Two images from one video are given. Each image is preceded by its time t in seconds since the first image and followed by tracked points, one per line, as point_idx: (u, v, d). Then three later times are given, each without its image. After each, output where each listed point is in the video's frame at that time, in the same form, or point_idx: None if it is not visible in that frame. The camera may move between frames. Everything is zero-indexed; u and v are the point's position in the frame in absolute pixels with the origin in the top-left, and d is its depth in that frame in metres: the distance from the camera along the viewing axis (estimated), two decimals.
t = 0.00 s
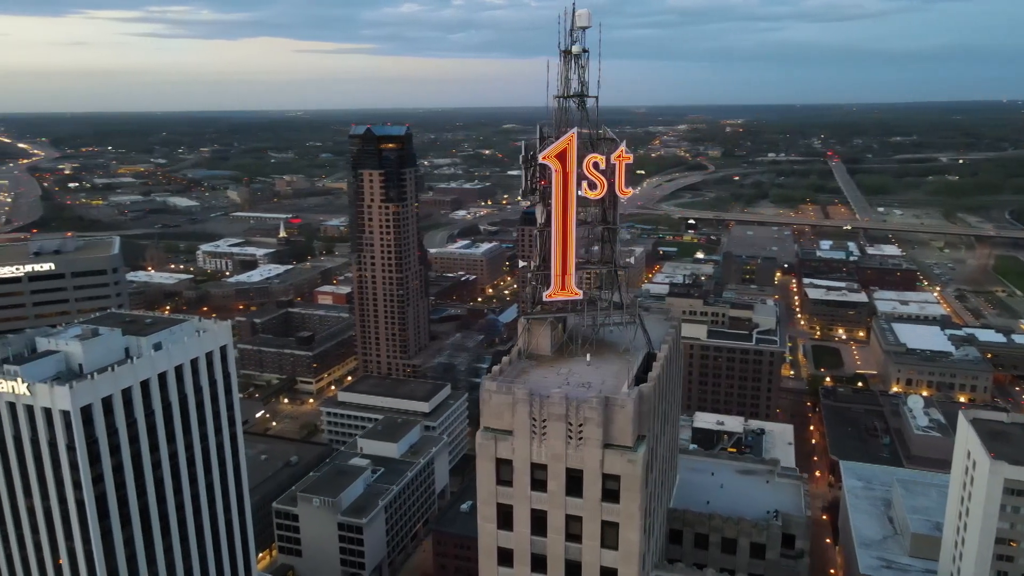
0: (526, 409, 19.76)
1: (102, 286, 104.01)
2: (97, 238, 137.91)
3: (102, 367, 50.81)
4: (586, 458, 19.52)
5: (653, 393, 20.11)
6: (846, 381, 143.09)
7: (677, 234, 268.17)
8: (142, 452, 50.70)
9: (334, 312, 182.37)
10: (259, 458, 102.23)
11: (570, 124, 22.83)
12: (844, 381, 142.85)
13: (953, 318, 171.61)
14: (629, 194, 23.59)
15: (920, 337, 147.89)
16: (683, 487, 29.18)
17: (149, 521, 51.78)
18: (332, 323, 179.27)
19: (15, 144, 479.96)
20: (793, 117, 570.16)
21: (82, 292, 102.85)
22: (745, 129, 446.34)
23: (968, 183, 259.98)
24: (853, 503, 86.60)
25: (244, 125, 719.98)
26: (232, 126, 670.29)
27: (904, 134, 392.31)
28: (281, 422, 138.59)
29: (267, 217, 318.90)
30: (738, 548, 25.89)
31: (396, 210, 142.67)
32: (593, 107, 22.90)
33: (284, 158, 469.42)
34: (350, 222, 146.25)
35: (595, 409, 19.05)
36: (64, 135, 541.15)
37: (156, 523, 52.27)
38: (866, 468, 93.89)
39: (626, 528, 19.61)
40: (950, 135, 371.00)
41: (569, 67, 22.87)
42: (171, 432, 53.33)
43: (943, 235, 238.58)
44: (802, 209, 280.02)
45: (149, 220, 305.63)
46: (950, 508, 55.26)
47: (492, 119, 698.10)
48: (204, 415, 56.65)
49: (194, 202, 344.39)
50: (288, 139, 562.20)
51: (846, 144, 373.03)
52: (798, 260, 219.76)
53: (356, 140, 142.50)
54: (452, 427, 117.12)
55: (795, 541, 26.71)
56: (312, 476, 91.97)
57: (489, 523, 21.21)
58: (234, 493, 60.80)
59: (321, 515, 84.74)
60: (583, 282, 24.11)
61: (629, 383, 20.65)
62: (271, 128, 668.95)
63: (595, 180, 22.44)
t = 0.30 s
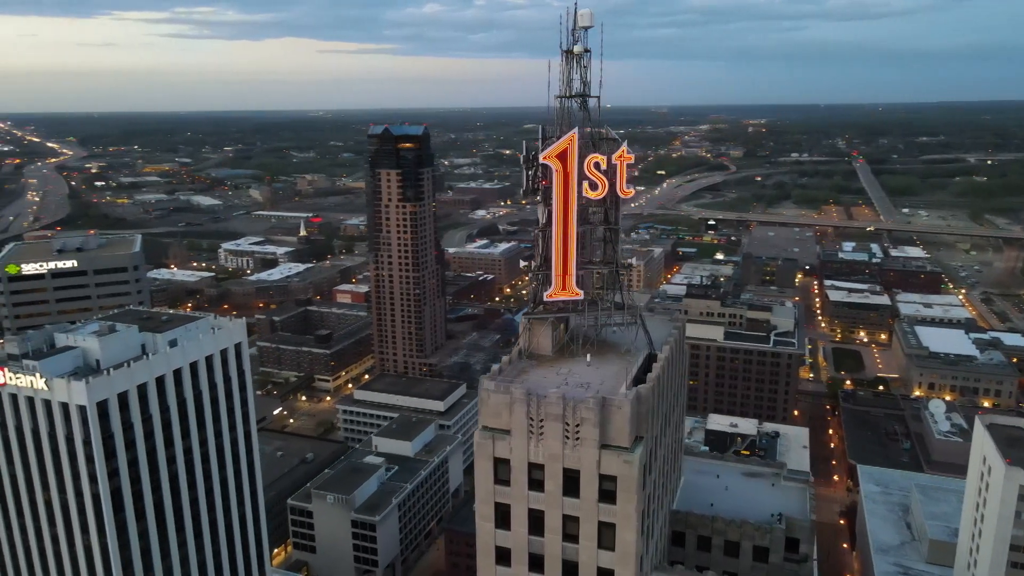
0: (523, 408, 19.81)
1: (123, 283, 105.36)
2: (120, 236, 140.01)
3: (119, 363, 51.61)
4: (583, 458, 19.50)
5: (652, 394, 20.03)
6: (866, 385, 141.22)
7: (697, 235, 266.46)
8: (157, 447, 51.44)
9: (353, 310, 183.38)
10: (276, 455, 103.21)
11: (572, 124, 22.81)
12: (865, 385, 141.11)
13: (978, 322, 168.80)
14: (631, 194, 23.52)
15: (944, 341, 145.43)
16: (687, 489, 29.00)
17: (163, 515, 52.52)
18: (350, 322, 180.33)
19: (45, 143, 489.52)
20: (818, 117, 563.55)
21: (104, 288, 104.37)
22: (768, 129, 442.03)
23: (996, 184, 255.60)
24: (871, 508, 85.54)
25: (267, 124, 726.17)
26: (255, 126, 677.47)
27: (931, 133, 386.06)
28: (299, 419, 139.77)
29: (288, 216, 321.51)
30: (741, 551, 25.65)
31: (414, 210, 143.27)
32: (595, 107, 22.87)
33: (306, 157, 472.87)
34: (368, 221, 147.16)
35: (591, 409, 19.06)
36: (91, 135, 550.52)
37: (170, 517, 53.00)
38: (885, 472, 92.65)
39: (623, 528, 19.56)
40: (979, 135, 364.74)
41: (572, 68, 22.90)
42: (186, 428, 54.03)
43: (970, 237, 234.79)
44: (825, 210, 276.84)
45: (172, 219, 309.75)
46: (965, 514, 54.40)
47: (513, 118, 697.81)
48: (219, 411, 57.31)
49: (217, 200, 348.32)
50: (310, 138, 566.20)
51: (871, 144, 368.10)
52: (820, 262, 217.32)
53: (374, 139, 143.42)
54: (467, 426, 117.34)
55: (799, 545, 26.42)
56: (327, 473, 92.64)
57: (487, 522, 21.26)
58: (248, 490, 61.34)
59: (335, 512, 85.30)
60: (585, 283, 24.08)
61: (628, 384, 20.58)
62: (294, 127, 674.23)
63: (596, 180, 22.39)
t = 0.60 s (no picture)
0: (520, 408, 19.86)
1: (144, 281, 106.95)
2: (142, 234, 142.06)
3: (135, 359, 52.40)
4: (580, 459, 19.50)
5: (650, 395, 19.99)
6: (887, 389, 139.25)
7: (718, 236, 264.43)
8: (171, 442, 52.14)
9: (371, 309, 184.36)
10: (292, 451, 104.17)
11: (574, 124, 22.81)
12: (886, 388, 139.25)
13: (1004, 325, 165.85)
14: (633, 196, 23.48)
15: (969, 345, 142.99)
16: (692, 491, 28.80)
17: (178, 509, 53.28)
18: (368, 320, 181.26)
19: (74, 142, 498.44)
20: (844, 116, 556.51)
21: (125, 285, 106.05)
22: (792, 128, 437.48)
23: None
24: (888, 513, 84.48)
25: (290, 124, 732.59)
26: (279, 126, 683.94)
27: (960, 133, 379.67)
28: (316, 417, 140.96)
29: (309, 214, 324.08)
30: (743, 554, 25.48)
31: (431, 209, 143.80)
32: (597, 107, 22.86)
33: (328, 157, 476.28)
34: (385, 221, 147.94)
35: (588, 410, 19.03)
36: (119, 134, 559.52)
37: (184, 511, 53.72)
38: (904, 477, 91.46)
39: (619, 530, 19.49)
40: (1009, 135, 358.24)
41: (573, 68, 22.90)
42: (201, 424, 54.73)
43: (998, 239, 230.86)
44: (849, 210, 273.56)
45: (196, 217, 313.70)
46: (982, 519, 53.58)
47: (534, 118, 697.20)
48: (233, 408, 57.94)
49: (240, 199, 352.13)
50: (332, 138, 570.17)
51: (897, 145, 362.92)
52: (842, 263, 214.71)
53: (392, 139, 144.20)
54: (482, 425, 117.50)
55: (804, 549, 26.09)
56: (341, 470, 93.35)
57: (485, 522, 21.31)
58: (262, 486, 61.97)
59: (349, 509, 85.88)
60: (586, 283, 24.12)
61: (627, 384, 20.53)
62: (316, 126, 679.21)
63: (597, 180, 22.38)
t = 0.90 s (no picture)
0: (517, 408, 19.89)
1: (163, 278, 108.56)
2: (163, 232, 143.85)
3: (151, 356, 53.16)
4: (576, 459, 19.47)
5: (647, 396, 19.94)
6: (909, 393, 137.42)
7: (738, 237, 261.83)
8: (186, 438, 52.82)
9: (388, 308, 185.09)
10: (307, 448, 105.03)
11: (575, 123, 22.87)
12: (908, 392, 137.36)
13: None
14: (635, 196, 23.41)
15: (994, 349, 140.44)
16: (696, 493, 28.57)
17: (192, 504, 54.01)
18: (386, 319, 182.16)
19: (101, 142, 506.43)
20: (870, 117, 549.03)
21: (145, 283, 107.70)
22: (816, 128, 432.58)
23: None
24: (906, 518, 83.32)
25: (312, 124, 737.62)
26: (301, 125, 689.41)
27: (989, 134, 373.31)
28: (332, 415, 141.80)
29: (330, 213, 326.33)
30: (747, 557, 25.23)
31: (448, 209, 144.23)
32: (599, 106, 22.84)
33: (349, 156, 479.12)
34: (403, 220, 148.59)
35: (584, 410, 19.01)
36: (144, 134, 567.50)
37: (198, 506, 54.41)
38: (923, 482, 90.19)
39: (615, 530, 19.45)
40: None
41: (575, 68, 22.95)
42: (215, 420, 55.36)
43: None
44: (873, 212, 270.13)
45: (218, 216, 317.30)
46: (998, 523, 52.78)
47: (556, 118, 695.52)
48: (247, 405, 58.51)
49: (262, 199, 355.35)
50: (353, 138, 573.48)
51: (923, 145, 357.45)
52: (864, 265, 212.03)
53: (410, 138, 144.93)
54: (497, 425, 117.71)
55: (807, 553, 25.70)
56: (356, 468, 93.95)
57: (483, 520, 21.35)
58: (275, 482, 62.50)
59: (363, 506, 86.34)
60: (587, 282, 24.06)
61: (624, 385, 20.43)
62: (338, 126, 683.15)
63: (597, 179, 22.26)
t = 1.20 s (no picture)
0: (514, 407, 19.91)
1: (182, 277, 109.93)
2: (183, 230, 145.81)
3: (165, 352, 53.91)
4: (572, 459, 19.46)
5: (645, 397, 19.89)
6: (930, 397, 135.42)
7: (758, 238, 259.28)
8: (199, 434, 53.50)
9: (405, 306, 185.79)
10: (322, 446, 105.77)
11: (577, 124, 22.87)
12: (929, 396, 135.31)
13: None
14: (635, 196, 23.36)
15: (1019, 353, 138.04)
16: (699, 494, 28.43)
17: (205, 499, 54.66)
18: (403, 318, 182.86)
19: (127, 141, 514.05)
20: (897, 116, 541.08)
21: (164, 281, 109.16)
22: (840, 128, 427.55)
23: None
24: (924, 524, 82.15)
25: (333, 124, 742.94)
26: (323, 125, 694.89)
27: (1018, 134, 366.70)
28: (348, 412, 142.64)
29: (350, 212, 328.35)
30: (748, 560, 25.05)
31: (464, 209, 144.60)
32: (600, 107, 22.85)
33: (369, 156, 481.58)
34: (419, 219, 149.16)
35: (579, 410, 19.01)
36: (169, 134, 574.86)
37: (211, 501, 55.08)
38: (942, 487, 88.87)
39: (611, 531, 19.42)
40: None
41: (578, 67, 22.98)
42: (228, 416, 55.99)
43: None
44: (897, 213, 266.60)
45: (240, 215, 320.94)
46: (1014, 531, 51.76)
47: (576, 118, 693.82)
48: (260, 402, 59.10)
49: (283, 197, 358.45)
50: (374, 137, 576.66)
51: (949, 146, 351.87)
52: (887, 267, 209.16)
53: (426, 138, 145.67)
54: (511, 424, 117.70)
55: (810, 558, 25.44)
56: (370, 466, 94.47)
57: (479, 519, 21.42)
58: (287, 479, 62.99)
59: (376, 504, 86.78)
60: (588, 281, 23.99)
61: (622, 386, 20.38)
62: (359, 126, 687.14)
63: (597, 180, 22.26)
